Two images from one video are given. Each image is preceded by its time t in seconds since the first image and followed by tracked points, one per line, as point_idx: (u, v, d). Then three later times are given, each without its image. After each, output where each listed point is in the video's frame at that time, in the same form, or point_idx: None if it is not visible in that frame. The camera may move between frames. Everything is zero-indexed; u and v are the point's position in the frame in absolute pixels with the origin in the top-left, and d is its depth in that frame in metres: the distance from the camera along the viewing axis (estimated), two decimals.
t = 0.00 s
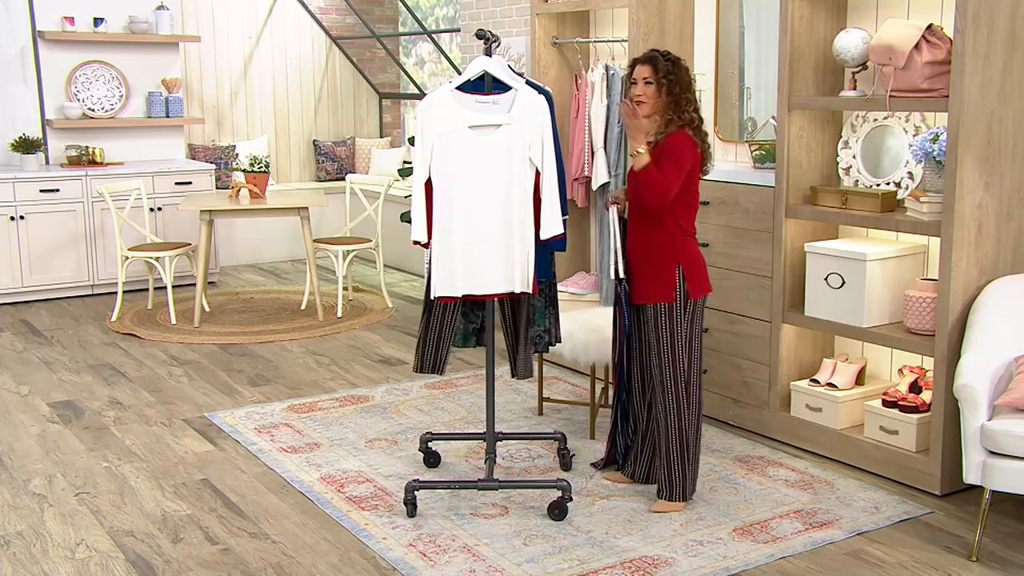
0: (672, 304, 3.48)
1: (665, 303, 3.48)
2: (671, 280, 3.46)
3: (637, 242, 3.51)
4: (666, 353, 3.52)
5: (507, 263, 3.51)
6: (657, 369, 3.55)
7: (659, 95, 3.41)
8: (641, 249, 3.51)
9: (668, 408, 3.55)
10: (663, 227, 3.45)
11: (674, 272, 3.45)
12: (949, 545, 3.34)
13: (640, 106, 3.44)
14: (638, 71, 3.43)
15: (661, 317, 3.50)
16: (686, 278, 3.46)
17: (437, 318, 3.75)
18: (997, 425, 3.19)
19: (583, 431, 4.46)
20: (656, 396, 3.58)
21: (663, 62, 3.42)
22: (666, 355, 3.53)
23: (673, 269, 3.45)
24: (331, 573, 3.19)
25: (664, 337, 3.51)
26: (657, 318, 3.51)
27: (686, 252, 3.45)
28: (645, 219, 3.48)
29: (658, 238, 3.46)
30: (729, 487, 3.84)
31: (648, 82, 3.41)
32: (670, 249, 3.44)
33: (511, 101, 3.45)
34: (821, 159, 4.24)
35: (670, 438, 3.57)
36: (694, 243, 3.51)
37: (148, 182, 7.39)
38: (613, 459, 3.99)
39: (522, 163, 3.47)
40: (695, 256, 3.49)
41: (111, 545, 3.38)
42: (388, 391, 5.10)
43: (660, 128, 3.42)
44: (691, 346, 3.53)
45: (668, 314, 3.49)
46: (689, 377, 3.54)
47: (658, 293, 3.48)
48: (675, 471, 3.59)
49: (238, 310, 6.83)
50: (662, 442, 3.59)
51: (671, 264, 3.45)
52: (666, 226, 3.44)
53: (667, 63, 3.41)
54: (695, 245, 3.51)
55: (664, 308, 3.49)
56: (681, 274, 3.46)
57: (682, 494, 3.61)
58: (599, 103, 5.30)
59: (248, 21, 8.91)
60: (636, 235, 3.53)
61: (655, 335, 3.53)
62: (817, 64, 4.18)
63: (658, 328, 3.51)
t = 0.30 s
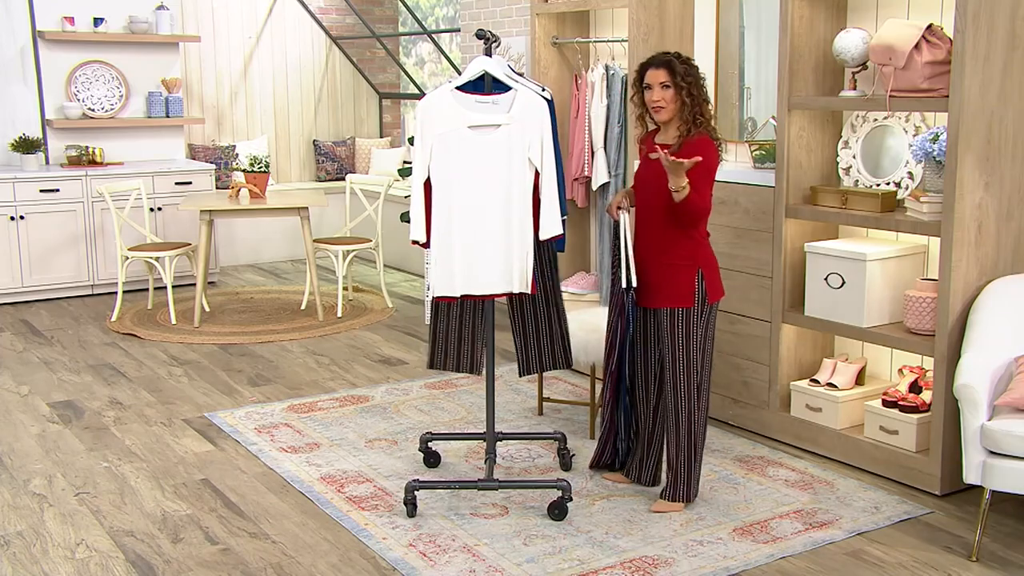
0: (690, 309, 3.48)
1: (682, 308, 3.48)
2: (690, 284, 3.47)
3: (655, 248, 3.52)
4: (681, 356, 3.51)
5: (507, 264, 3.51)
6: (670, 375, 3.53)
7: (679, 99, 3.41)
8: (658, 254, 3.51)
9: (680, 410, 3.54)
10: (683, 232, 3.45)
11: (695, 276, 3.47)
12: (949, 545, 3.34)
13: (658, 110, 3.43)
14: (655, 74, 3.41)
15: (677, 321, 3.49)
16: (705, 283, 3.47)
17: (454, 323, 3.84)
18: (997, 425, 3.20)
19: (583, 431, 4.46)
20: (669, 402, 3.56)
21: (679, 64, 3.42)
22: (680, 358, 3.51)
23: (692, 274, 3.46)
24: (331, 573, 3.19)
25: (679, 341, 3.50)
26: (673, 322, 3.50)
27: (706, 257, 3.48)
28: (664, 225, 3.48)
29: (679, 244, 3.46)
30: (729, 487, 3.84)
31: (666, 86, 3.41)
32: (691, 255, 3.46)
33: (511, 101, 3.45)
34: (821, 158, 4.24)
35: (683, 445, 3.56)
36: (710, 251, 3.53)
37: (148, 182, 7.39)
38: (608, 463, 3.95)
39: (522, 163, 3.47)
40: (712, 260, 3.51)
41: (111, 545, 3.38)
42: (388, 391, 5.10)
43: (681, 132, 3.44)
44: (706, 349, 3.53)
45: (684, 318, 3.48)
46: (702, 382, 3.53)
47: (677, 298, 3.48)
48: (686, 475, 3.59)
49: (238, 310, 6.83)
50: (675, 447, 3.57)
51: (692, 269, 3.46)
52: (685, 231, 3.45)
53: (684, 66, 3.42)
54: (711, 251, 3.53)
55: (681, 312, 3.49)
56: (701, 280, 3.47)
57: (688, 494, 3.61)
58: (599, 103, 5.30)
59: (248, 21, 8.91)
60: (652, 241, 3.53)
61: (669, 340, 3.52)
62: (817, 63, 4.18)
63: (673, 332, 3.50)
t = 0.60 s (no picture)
0: (699, 311, 3.49)
1: (691, 311, 3.48)
2: (699, 287, 3.47)
3: (662, 251, 3.51)
4: (689, 359, 3.51)
5: (507, 264, 3.51)
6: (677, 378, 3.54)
7: (692, 96, 3.43)
8: (665, 257, 3.50)
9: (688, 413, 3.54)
10: (693, 235, 3.46)
11: (703, 280, 3.48)
12: (949, 545, 3.34)
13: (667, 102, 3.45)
14: (672, 68, 3.45)
15: (686, 324, 3.50)
16: (713, 285, 3.49)
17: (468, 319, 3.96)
18: (997, 425, 3.19)
19: (583, 431, 4.46)
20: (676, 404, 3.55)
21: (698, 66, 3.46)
22: (689, 361, 3.51)
23: (701, 277, 3.47)
24: (331, 573, 3.19)
25: (688, 344, 3.51)
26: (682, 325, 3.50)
27: (713, 259, 3.49)
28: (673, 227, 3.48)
29: (687, 247, 3.47)
30: (729, 487, 3.84)
31: (681, 81, 3.43)
32: (699, 257, 3.47)
33: (511, 101, 3.45)
34: (821, 158, 4.24)
35: (689, 446, 3.56)
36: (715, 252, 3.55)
37: (148, 182, 7.39)
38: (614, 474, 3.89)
39: (522, 163, 3.47)
40: (718, 262, 3.53)
41: (111, 545, 3.38)
42: (388, 391, 5.10)
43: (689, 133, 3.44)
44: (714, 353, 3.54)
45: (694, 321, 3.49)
46: (709, 385, 3.54)
47: (686, 301, 3.48)
48: (691, 475, 3.59)
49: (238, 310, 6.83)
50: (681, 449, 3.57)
51: (701, 272, 3.47)
52: (694, 234, 3.46)
53: (701, 66, 3.46)
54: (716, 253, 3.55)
55: (688, 316, 3.49)
56: (709, 283, 3.49)
57: (690, 497, 3.61)
58: (599, 103, 5.30)
59: (248, 21, 8.91)
60: (660, 244, 3.51)
61: (677, 343, 3.52)
62: (817, 64, 4.18)
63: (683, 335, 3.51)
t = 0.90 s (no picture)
0: (704, 314, 3.47)
1: (696, 312, 3.47)
2: (704, 289, 3.47)
3: (667, 252, 3.50)
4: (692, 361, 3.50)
5: (507, 264, 3.51)
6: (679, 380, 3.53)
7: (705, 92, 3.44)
8: (669, 258, 3.49)
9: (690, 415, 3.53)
10: (698, 235, 3.46)
11: (708, 280, 3.47)
12: (949, 545, 3.34)
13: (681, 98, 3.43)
14: (690, 64, 3.44)
15: (691, 326, 3.48)
16: (718, 287, 3.48)
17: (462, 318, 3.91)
18: (997, 425, 3.20)
19: (583, 431, 4.46)
20: (677, 405, 3.54)
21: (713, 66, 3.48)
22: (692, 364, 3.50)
23: (706, 278, 3.46)
24: (331, 573, 3.19)
25: (692, 347, 3.49)
26: (686, 327, 3.49)
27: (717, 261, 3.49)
28: (680, 228, 3.48)
29: (693, 248, 3.46)
30: (729, 487, 3.84)
31: (698, 77, 3.43)
32: (705, 259, 3.46)
33: (511, 101, 3.45)
34: (821, 158, 4.24)
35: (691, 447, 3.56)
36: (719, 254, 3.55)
37: (148, 182, 7.39)
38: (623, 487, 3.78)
39: (523, 163, 3.47)
40: (723, 264, 3.53)
41: (111, 545, 3.38)
42: (388, 391, 5.10)
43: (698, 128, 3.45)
44: (717, 355, 3.54)
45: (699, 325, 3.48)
46: (711, 388, 3.53)
47: (692, 302, 3.47)
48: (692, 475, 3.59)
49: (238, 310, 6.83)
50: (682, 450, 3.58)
51: (706, 273, 3.46)
52: (699, 235, 3.46)
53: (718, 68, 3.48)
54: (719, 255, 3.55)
55: (694, 318, 3.48)
56: (715, 284, 3.48)
57: (691, 496, 3.61)
58: (599, 103, 5.30)
59: (248, 21, 8.91)
60: (665, 244, 3.50)
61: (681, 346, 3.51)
62: (817, 64, 4.18)
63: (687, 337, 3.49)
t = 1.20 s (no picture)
0: (708, 315, 3.48)
1: (700, 314, 3.47)
2: (709, 291, 3.47)
3: (670, 255, 3.49)
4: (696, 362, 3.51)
5: (508, 264, 3.51)
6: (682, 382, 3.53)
7: (699, 101, 3.43)
8: (672, 262, 3.49)
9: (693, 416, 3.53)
10: (702, 239, 3.46)
11: (713, 284, 3.47)
12: (949, 545, 3.34)
13: (677, 109, 3.43)
14: (681, 72, 3.42)
15: (694, 327, 3.48)
16: (722, 288, 3.48)
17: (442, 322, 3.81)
18: (997, 425, 3.19)
19: (583, 431, 4.46)
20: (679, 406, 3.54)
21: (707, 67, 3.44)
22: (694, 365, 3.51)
23: (711, 280, 3.47)
24: (331, 573, 3.19)
25: (695, 347, 3.50)
26: (688, 328, 3.49)
27: (721, 263, 3.49)
28: (684, 231, 3.47)
29: (697, 251, 3.46)
30: (729, 487, 3.84)
31: (691, 86, 3.41)
32: (708, 261, 3.46)
33: (511, 101, 3.45)
34: (821, 158, 4.24)
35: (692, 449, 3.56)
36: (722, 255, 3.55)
37: (148, 182, 7.39)
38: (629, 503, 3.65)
39: (523, 164, 3.47)
40: (726, 265, 3.53)
41: (111, 545, 3.38)
42: (388, 391, 5.10)
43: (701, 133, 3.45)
44: (719, 356, 3.54)
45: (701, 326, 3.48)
46: (713, 388, 3.53)
47: (696, 304, 3.47)
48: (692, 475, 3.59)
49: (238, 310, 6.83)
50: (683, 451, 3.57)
51: (711, 276, 3.46)
52: (701, 239, 3.46)
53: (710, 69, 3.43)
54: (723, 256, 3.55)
55: (697, 320, 3.48)
56: (719, 286, 3.48)
57: (692, 497, 3.62)
58: (599, 103, 5.30)
59: (248, 21, 8.91)
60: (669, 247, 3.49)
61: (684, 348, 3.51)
62: (817, 64, 4.18)
63: (689, 338, 3.49)
